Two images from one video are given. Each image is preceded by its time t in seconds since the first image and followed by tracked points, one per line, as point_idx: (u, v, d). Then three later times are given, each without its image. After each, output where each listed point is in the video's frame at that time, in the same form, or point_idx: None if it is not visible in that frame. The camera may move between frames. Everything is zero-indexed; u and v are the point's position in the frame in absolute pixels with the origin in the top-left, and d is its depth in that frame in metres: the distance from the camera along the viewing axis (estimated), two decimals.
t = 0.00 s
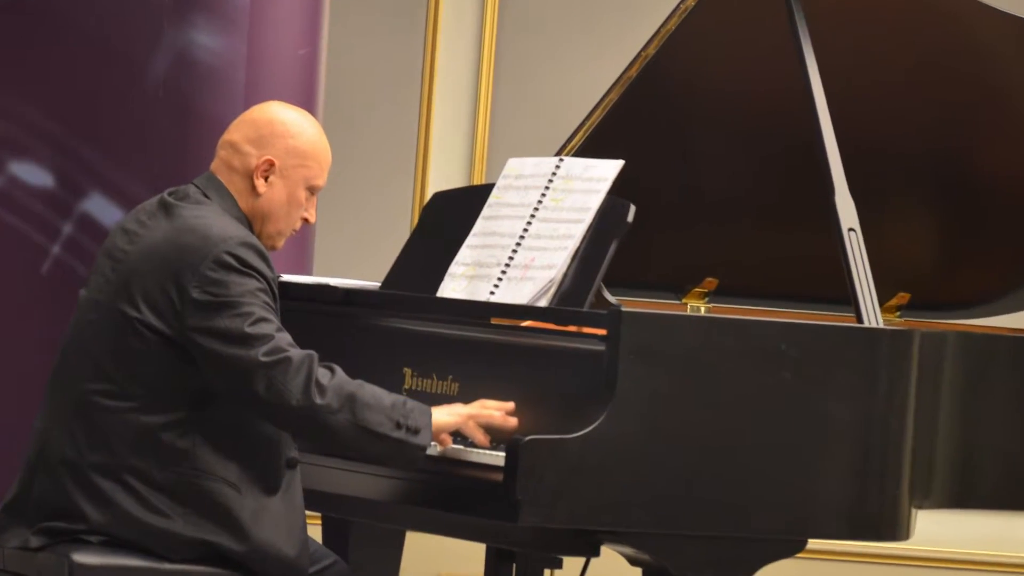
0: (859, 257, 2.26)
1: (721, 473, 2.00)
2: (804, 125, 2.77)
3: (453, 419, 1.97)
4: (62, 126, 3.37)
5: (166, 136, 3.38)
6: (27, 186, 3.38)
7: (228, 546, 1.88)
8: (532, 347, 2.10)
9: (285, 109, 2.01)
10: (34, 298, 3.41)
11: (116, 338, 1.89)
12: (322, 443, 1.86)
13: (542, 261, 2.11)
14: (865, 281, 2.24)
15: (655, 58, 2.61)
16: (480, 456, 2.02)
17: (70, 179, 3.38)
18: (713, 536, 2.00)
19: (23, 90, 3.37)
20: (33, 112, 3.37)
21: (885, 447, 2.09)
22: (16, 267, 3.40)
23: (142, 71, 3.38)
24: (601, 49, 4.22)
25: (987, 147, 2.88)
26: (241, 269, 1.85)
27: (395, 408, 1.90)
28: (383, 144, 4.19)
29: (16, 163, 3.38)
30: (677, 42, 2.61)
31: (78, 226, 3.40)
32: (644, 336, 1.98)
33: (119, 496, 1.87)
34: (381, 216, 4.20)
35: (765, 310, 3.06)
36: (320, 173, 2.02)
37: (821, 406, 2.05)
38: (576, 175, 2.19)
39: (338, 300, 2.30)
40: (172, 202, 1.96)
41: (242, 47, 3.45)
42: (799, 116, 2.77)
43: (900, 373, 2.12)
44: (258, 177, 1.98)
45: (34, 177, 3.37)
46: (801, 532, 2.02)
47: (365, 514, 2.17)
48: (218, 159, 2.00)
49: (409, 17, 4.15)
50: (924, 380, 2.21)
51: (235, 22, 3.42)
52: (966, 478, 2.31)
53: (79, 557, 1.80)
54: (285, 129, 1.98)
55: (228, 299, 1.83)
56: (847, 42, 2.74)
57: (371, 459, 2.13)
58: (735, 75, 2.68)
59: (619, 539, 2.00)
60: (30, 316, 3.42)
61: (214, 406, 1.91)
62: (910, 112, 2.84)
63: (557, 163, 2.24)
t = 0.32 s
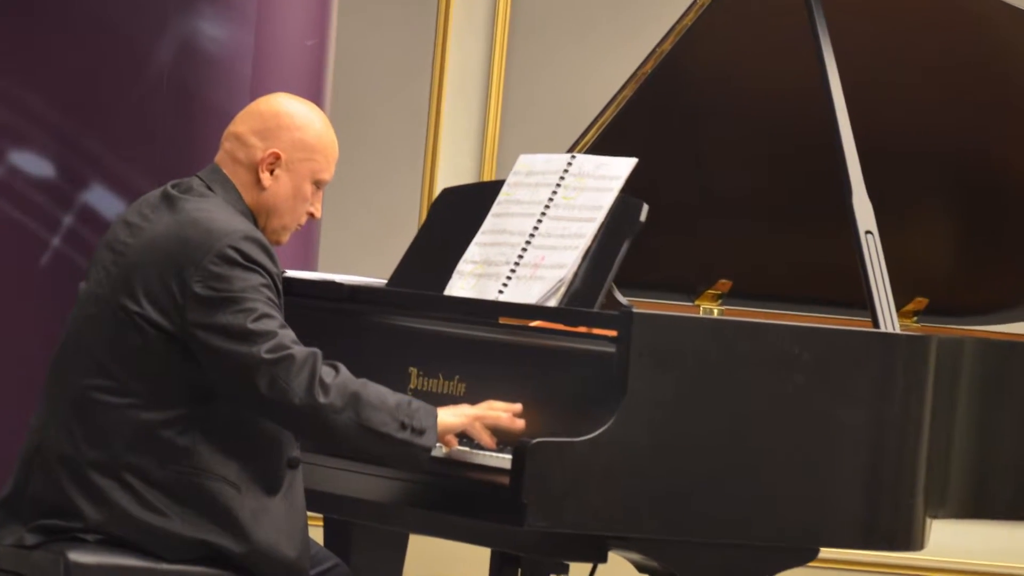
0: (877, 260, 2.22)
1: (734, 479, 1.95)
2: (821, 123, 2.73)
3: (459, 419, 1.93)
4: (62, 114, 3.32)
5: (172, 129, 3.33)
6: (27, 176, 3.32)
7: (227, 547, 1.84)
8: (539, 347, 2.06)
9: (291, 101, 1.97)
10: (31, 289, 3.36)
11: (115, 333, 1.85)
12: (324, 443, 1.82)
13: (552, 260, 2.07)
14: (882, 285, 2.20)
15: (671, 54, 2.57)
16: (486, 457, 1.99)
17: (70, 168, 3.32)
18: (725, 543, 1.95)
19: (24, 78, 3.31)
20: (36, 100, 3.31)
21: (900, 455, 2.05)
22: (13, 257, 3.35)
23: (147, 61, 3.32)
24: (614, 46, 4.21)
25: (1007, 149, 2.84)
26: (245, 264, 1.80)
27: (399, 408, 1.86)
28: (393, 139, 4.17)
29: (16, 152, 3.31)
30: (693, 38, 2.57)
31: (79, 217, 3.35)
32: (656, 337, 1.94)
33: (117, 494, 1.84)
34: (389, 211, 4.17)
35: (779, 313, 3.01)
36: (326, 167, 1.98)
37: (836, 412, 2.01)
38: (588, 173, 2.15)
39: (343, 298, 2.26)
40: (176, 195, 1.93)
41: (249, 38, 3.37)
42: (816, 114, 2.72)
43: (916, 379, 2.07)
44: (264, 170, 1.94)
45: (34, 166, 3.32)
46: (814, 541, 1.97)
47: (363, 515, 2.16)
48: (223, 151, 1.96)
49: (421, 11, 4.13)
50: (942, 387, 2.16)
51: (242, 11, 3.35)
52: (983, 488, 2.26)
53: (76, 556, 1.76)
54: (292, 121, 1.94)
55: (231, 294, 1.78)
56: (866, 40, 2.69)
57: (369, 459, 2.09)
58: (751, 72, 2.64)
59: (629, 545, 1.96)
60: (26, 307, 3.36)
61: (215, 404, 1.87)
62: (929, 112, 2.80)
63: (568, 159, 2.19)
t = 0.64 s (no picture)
0: (894, 264, 2.17)
1: (744, 486, 1.90)
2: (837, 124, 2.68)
3: (465, 421, 1.89)
4: (64, 104, 3.28)
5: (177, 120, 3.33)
6: (28, 166, 3.29)
7: (226, 547, 1.80)
8: (548, 347, 2.02)
9: (298, 93, 1.93)
10: (32, 281, 3.34)
11: (115, 327, 1.81)
12: (327, 442, 1.78)
13: (561, 259, 2.02)
14: (899, 290, 2.15)
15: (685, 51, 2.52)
16: (493, 459, 1.95)
17: (73, 159, 3.29)
18: (734, 551, 1.91)
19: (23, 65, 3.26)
20: (36, 89, 3.27)
21: (916, 464, 2.00)
22: (14, 251, 3.32)
23: (151, 51, 3.31)
24: (626, 45, 4.20)
25: None
26: (248, 259, 1.76)
27: (404, 408, 1.82)
28: (400, 134, 4.17)
29: (17, 141, 3.27)
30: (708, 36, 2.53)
31: (80, 209, 3.32)
32: (667, 340, 1.89)
33: (116, 492, 1.80)
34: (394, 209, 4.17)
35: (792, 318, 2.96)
36: (333, 161, 1.94)
37: (850, 419, 1.96)
38: (600, 170, 2.10)
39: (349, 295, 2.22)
40: (179, 187, 1.89)
41: (255, 28, 3.41)
42: (833, 115, 2.67)
43: (933, 386, 2.02)
44: (269, 163, 1.90)
45: (35, 156, 3.28)
46: (825, 549, 1.93)
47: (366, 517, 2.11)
48: (228, 143, 1.92)
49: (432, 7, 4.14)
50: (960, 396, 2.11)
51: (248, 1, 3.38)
52: (1000, 497, 2.21)
53: (72, 554, 1.72)
54: (299, 113, 1.90)
55: (234, 290, 1.74)
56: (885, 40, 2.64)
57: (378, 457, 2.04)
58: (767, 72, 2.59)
59: (638, 551, 1.92)
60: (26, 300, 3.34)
61: (215, 401, 1.83)
62: (947, 114, 2.75)
63: (581, 156, 2.15)
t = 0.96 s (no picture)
0: (911, 268, 2.12)
1: (755, 493, 1.86)
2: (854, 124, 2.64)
3: (471, 421, 1.85)
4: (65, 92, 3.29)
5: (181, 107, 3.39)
6: (29, 155, 3.29)
7: (225, 547, 1.76)
8: (556, 348, 1.98)
9: (305, 85, 1.89)
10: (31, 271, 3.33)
11: (115, 321, 1.77)
12: (330, 441, 1.74)
13: (571, 258, 1.98)
14: (917, 294, 2.10)
15: (701, 47, 2.48)
16: (498, 462, 1.92)
17: (75, 149, 3.32)
18: (744, 558, 1.87)
19: (24, 52, 3.25)
20: (37, 77, 3.27)
21: (930, 472, 1.95)
22: (13, 242, 3.30)
23: (155, 40, 3.35)
24: (637, 42, 4.24)
25: None
26: (251, 253, 1.72)
27: (409, 408, 1.78)
28: (409, 127, 4.18)
29: (18, 130, 3.27)
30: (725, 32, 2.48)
31: (81, 199, 3.33)
32: (678, 342, 1.85)
33: (113, 490, 1.76)
34: (402, 206, 4.18)
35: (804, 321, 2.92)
36: (340, 155, 1.91)
37: (864, 426, 1.92)
38: (612, 168, 2.06)
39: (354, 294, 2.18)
40: (182, 179, 1.85)
41: (261, 18, 3.47)
42: (850, 114, 2.63)
43: (950, 393, 1.98)
44: (275, 155, 1.87)
45: (36, 146, 3.28)
46: (837, 558, 1.89)
47: (368, 518, 2.06)
48: (233, 134, 1.88)
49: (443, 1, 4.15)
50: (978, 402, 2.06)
51: None
52: (1016, 505, 2.16)
53: (67, 553, 1.69)
54: (306, 106, 1.86)
55: (237, 284, 1.71)
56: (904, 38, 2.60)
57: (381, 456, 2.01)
58: (783, 72, 2.55)
59: (644, 557, 1.87)
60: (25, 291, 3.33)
61: (215, 397, 1.80)
62: (965, 116, 2.71)
63: (592, 154, 2.11)
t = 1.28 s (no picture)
0: (928, 272, 2.08)
1: (765, 499, 1.82)
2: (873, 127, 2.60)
3: (478, 422, 1.81)
4: (66, 80, 3.21)
5: (189, 96, 3.30)
6: (29, 144, 3.19)
7: (224, 547, 1.73)
8: (567, 348, 1.94)
9: (312, 76, 1.85)
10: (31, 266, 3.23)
11: (115, 314, 1.74)
12: (333, 440, 1.70)
13: (582, 257, 1.94)
14: (934, 298, 2.06)
15: (716, 45, 2.43)
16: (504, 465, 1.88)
17: (77, 139, 3.23)
18: (753, 566, 1.83)
19: (26, 39, 3.17)
20: (39, 64, 3.18)
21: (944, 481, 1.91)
22: (12, 234, 3.21)
23: (160, 28, 3.27)
24: (652, 38, 4.22)
25: None
26: (256, 248, 1.69)
27: (413, 407, 1.75)
28: (423, 124, 4.18)
29: (18, 118, 3.18)
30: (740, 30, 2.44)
31: (82, 190, 3.25)
32: (690, 345, 1.81)
33: (111, 486, 1.72)
34: (412, 206, 4.17)
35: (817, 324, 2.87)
36: (347, 148, 1.87)
37: (878, 433, 1.87)
38: (625, 166, 2.02)
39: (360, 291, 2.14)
40: (185, 171, 1.81)
41: (270, 8, 3.38)
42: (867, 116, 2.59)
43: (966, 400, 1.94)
44: (281, 148, 1.83)
45: (37, 135, 3.19)
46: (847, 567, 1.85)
47: (375, 520, 2.05)
48: (238, 126, 1.85)
49: None
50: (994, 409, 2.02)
51: None
52: None
53: (63, 550, 1.65)
54: (313, 98, 1.83)
55: (241, 279, 1.67)
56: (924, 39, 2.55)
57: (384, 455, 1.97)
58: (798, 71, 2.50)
59: (651, 562, 1.83)
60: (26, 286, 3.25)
61: (217, 394, 1.76)
62: (984, 118, 2.66)
63: (604, 151, 2.07)
